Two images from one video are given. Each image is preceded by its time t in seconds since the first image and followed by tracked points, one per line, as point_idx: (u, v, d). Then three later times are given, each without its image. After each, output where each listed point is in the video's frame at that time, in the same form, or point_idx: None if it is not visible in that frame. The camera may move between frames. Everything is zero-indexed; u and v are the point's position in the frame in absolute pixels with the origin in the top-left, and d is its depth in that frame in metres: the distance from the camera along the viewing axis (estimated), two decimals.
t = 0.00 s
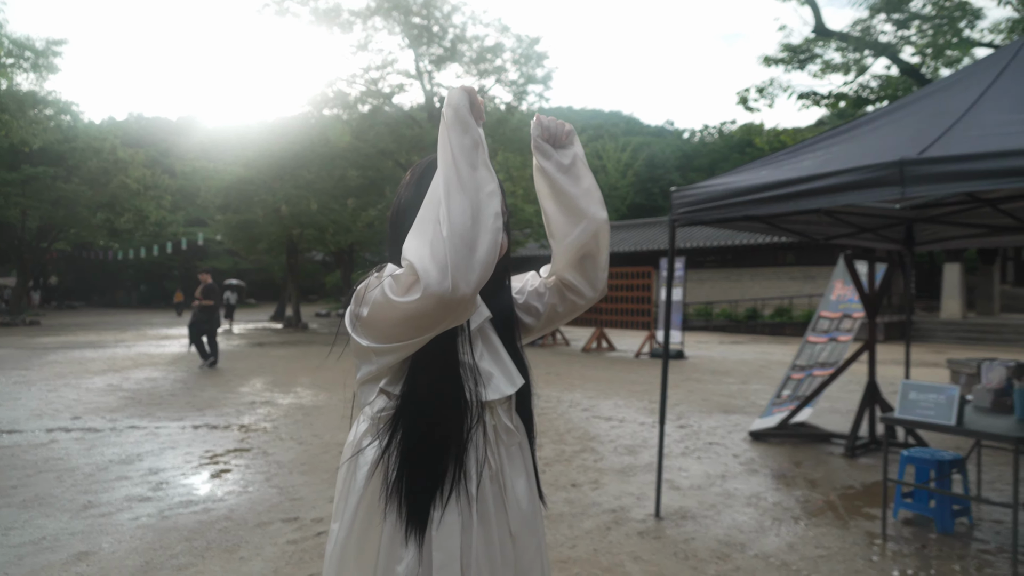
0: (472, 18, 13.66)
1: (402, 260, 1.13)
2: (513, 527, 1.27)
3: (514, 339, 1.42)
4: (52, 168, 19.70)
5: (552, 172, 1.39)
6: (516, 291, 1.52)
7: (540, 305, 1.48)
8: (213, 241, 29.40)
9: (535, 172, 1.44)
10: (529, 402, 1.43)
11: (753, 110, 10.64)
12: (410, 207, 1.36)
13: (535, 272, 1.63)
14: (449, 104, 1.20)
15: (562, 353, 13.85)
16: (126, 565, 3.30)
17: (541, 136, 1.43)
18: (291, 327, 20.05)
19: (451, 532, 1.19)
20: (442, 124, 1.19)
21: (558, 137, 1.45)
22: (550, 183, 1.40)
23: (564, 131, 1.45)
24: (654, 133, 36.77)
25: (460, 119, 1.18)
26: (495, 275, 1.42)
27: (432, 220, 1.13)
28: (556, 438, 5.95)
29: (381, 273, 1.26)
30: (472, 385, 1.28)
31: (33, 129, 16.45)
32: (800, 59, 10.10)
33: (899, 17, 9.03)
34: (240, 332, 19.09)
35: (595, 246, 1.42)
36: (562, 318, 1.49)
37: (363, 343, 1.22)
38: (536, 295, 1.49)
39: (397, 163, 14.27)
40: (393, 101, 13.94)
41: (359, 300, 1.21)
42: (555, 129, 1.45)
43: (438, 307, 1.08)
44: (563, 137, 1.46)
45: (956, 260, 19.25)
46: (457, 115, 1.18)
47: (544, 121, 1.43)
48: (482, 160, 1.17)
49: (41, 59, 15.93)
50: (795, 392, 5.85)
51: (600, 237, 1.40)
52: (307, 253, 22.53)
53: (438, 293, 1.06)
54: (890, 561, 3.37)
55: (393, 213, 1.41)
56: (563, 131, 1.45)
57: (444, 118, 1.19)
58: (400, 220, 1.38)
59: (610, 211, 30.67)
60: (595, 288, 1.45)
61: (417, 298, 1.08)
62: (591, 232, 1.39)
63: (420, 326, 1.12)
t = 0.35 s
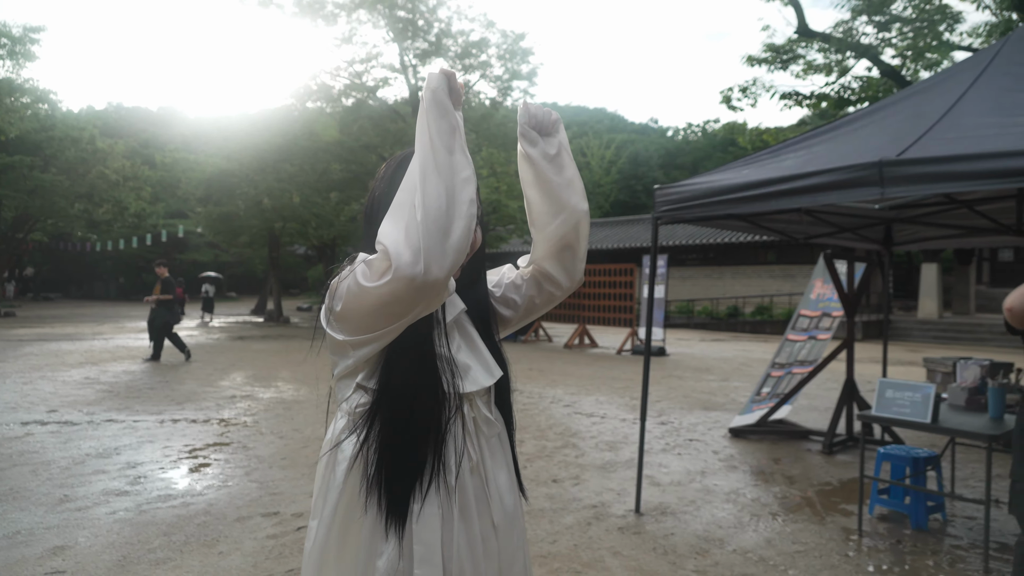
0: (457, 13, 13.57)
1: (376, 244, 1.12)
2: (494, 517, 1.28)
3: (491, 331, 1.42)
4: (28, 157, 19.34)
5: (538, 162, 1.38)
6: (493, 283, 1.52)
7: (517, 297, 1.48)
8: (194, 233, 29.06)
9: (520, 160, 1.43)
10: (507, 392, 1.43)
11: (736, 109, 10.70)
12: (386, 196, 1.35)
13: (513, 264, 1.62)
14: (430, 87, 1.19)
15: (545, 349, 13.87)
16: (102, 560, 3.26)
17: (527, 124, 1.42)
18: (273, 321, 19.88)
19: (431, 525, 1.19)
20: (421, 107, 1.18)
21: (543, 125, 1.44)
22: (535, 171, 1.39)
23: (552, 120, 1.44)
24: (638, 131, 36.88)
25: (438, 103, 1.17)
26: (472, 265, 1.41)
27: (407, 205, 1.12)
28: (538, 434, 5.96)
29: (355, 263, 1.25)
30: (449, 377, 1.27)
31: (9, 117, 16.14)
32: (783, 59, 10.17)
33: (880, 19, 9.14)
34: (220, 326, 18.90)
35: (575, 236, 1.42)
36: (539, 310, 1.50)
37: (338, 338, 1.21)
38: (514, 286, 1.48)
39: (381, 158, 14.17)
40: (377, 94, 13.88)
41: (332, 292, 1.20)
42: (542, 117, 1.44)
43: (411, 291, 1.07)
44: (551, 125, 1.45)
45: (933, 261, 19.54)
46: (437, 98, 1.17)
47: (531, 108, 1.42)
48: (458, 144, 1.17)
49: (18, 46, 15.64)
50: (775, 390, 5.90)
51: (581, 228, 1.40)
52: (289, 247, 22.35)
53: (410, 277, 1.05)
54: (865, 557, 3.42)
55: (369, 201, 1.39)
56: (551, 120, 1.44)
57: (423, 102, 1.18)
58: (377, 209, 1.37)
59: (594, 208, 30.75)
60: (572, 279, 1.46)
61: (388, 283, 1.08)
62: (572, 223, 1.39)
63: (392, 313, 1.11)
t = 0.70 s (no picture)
0: (451, 8, 13.53)
1: (368, 238, 1.12)
2: (487, 510, 1.28)
3: (481, 327, 1.42)
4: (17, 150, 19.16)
5: (528, 158, 1.38)
6: (484, 280, 1.51)
7: (507, 294, 1.48)
8: (184, 228, 28.88)
9: (510, 157, 1.43)
10: (498, 386, 1.43)
11: (729, 106, 10.72)
12: (376, 191, 1.35)
13: (502, 261, 1.62)
14: (421, 82, 1.19)
15: (537, 345, 13.88)
16: (92, 556, 3.24)
17: (517, 121, 1.42)
18: (264, 317, 19.77)
19: (424, 518, 1.19)
20: (412, 100, 1.18)
21: (534, 123, 1.44)
22: (524, 169, 1.39)
23: (542, 118, 1.44)
24: (630, 128, 36.90)
25: (430, 97, 1.16)
26: (463, 261, 1.41)
27: (398, 199, 1.12)
28: (530, 430, 5.97)
29: (346, 258, 1.24)
30: (439, 372, 1.27)
31: None
32: (776, 57, 10.19)
33: (872, 18, 9.18)
34: (210, 321, 18.81)
35: (566, 233, 1.42)
36: (530, 305, 1.49)
37: (328, 332, 1.20)
38: (504, 283, 1.48)
39: (373, 153, 14.13)
40: (369, 90, 13.84)
41: (323, 288, 1.20)
42: (532, 114, 1.44)
43: (402, 284, 1.06)
44: (541, 123, 1.44)
45: (922, 259, 19.67)
46: (429, 92, 1.17)
47: (521, 106, 1.42)
48: (451, 139, 1.17)
49: (6, 38, 15.48)
50: (765, 386, 5.93)
51: (570, 223, 1.40)
52: (280, 242, 22.25)
53: (402, 269, 1.05)
54: (854, 553, 3.44)
55: (359, 198, 1.39)
56: (541, 118, 1.44)
57: (415, 95, 1.18)
58: (366, 205, 1.36)
59: (586, 204, 30.78)
60: (561, 274, 1.45)
61: (381, 276, 1.07)
62: (561, 219, 1.39)
63: (383, 306, 1.11)
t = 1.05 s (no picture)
0: (455, 10, 13.54)
1: (375, 240, 1.12)
2: (489, 513, 1.28)
3: (483, 332, 1.42)
4: (24, 153, 19.26)
5: (533, 164, 1.38)
6: (487, 284, 1.51)
7: (510, 298, 1.47)
8: (189, 230, 28.98)
9: (515, 163, 1.43)
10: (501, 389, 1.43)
11: (733, 108, 10.70)
12: (380, 194, 1.35)
13: (506, 266, 1.62)
14: (427, 86, 1.19)
15: (541, 347, 13.88)
16: (98, 557, 3.25)
17: (523, 126, 1.42)
18: (268, 318, 19.81)
19: (426, 521, 1.19)
20: (419, 104, 1.18)
21: (540, 128, 1.44)
22: (529, 174, 1.39)
23: (548, 124, 1.44)
24: (634, 130, 36.87)
25: (437, 101, 1.16)
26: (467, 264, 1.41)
27: (405, 201, 1.12)
28: (534, 432, 5.97)
29: (351, 259, 1.25)
30: (443, 376, 1.27)
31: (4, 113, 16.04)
32: (780, 59, 10.18)
33: (877, 19, 9.15)
34: (215, 323, 18.87)
35: (570, 238, 1.41)
36: (532, 310, 1.49)
37: (331, 334, 1.20)
38: (507, 288, 1.48)
39: (378, 156, 14.13)
40: (374, 92, 13.89)
41: (327, 289, 1.20)
42: (538, 120, 1.44)
43: (409, 287, 1.06)
44: (546, 129, 1.44)
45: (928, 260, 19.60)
46: (435, 96, 1.17)
47: (526, 111, 1.41)
48: (457, 142, 1.17)
49: (13, 41, 15.55)
50: (771, 388, 5.91)
51: (574, 229, 1.40)
52: (284, 244, 22.30)
53: (408, 271, 1.05)
54: (860, 555, 3.43)
55: (362, 200, 1.39)
56: (547, 123, 1.44)
57: (422, 99, 1.18)
58: (368, 209, 1.36)
59: (591, 206, 30.77)
60: (564, 279, 1.44)
61: (387, 278, 1.07)
62: (565, 224, 1.39)
63: (388, 308, 1.11)
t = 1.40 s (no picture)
0: (462, 17, 13.59)
1: (385, 251, 1.11)
2: (498, 523, 1.27)
3: (494, 342, 1.42)
4: (35, 160, 19.43)
5: (543, 174, 1.38)
6: (497, 293, 1.51)
7: (520, 307, 1.47)
8: (198, 236, 29.14)
9: (524, 173, 1.43)
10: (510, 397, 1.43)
11: (741, 115, 10.69)
12: (389, 202, 1.35)
13: (515, 274, 1.62)
14: (436, 96, 1.19)
15: (548, 353, 13.86)
16: (105, 563, 3.25)
17: (532, 137, 1.42)
18: (276, 324, 19.86)
19: (436, 528, 1.19)
20: (427, 115, 1.18)
21: (548, 139, 1.44)
22: (538, 184, 1.39)
23: (556, 134, 1.44)
24: (641, 136, 36.88)
25: (447, 112, 1.17)
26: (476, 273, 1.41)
27: (415, 212, 1.12)
28: (542, 439, 5.95)
29: (361, 269, 1.25)
30: (452, 384, 1.27)
31: (16, 120, 16.17)
32: (788, 65, 10.17)
33: (885, 25, 9.13)
34: (223, 329, 18.95)
35: (579, 249, 1.41)
36: (542, 319, 1.49)
37: (342, 342, 1.20)
38: (517, 297, 1.48)
39: (385, 162, 14.17)
40: (381, 99, 13.94)
41: (336, 299, 1.20)
42: (547, 131, 1.44)
43: (420, 298, 1.07)
44: (555, 140, 1.45)
45: (938, 267, 19.48)
46: (444, 107, 1.17)
47: (536, 122, 1.43)
48: (467, 152, 1.17)
49: (26, 49, 15.70)
50: (779, 395, 5.88)
51: (584, 239, 1.39)
52: (293, 250, 22.38)
53: (420, 282, 1.05)
54: (870, 565, 3.40)
55: (370, 209, 1.39)
56: (555, 134, 1.44)
57: (430, 110, 1.18)
58: (376, 217, 1.37)
59: (598, 213, 30.76)
60: (575, 289, 1.44)
61: (398, 288, 1.07)
62: (575, 234, 1.38)
63: (398, 319, 1.11)
